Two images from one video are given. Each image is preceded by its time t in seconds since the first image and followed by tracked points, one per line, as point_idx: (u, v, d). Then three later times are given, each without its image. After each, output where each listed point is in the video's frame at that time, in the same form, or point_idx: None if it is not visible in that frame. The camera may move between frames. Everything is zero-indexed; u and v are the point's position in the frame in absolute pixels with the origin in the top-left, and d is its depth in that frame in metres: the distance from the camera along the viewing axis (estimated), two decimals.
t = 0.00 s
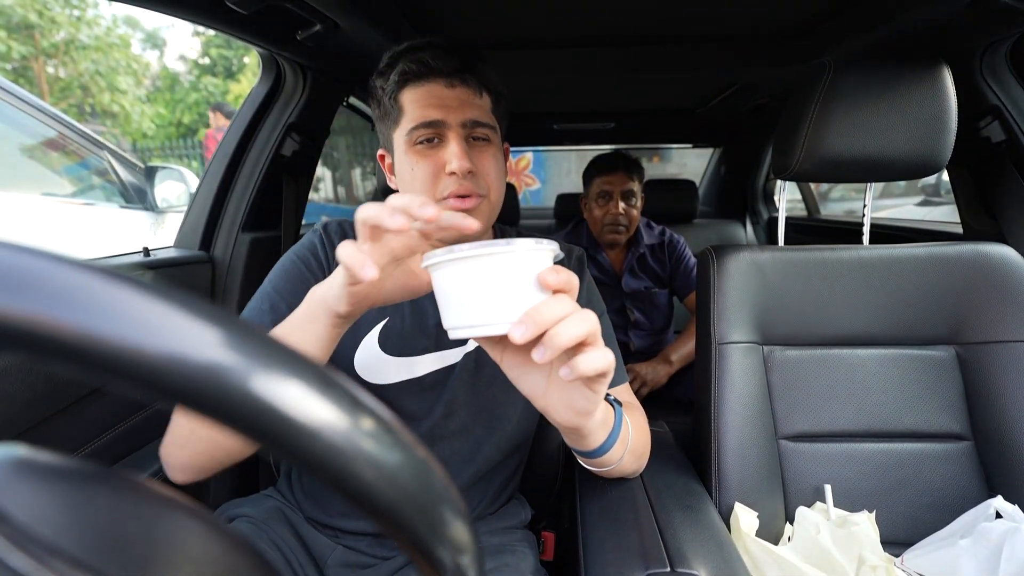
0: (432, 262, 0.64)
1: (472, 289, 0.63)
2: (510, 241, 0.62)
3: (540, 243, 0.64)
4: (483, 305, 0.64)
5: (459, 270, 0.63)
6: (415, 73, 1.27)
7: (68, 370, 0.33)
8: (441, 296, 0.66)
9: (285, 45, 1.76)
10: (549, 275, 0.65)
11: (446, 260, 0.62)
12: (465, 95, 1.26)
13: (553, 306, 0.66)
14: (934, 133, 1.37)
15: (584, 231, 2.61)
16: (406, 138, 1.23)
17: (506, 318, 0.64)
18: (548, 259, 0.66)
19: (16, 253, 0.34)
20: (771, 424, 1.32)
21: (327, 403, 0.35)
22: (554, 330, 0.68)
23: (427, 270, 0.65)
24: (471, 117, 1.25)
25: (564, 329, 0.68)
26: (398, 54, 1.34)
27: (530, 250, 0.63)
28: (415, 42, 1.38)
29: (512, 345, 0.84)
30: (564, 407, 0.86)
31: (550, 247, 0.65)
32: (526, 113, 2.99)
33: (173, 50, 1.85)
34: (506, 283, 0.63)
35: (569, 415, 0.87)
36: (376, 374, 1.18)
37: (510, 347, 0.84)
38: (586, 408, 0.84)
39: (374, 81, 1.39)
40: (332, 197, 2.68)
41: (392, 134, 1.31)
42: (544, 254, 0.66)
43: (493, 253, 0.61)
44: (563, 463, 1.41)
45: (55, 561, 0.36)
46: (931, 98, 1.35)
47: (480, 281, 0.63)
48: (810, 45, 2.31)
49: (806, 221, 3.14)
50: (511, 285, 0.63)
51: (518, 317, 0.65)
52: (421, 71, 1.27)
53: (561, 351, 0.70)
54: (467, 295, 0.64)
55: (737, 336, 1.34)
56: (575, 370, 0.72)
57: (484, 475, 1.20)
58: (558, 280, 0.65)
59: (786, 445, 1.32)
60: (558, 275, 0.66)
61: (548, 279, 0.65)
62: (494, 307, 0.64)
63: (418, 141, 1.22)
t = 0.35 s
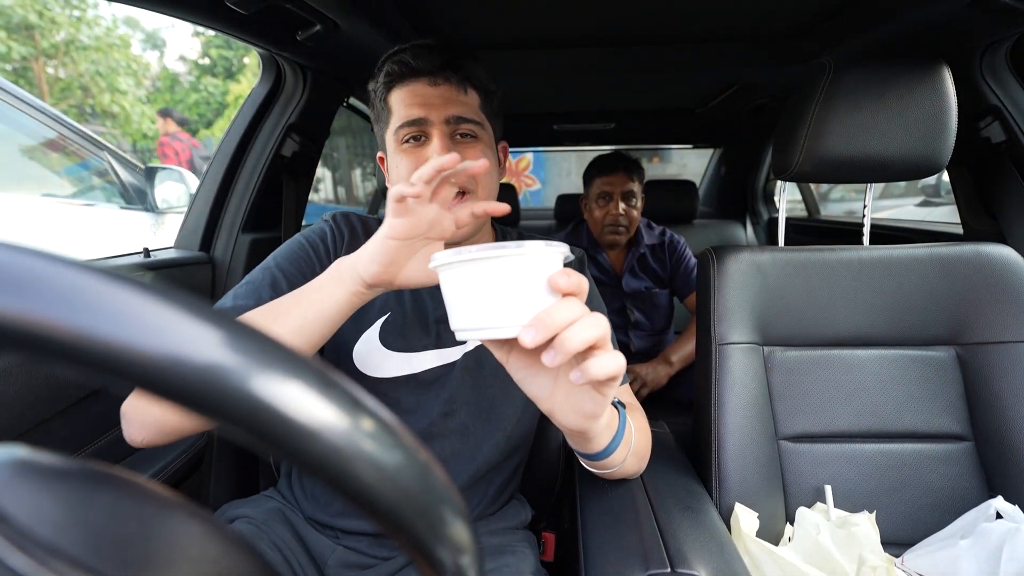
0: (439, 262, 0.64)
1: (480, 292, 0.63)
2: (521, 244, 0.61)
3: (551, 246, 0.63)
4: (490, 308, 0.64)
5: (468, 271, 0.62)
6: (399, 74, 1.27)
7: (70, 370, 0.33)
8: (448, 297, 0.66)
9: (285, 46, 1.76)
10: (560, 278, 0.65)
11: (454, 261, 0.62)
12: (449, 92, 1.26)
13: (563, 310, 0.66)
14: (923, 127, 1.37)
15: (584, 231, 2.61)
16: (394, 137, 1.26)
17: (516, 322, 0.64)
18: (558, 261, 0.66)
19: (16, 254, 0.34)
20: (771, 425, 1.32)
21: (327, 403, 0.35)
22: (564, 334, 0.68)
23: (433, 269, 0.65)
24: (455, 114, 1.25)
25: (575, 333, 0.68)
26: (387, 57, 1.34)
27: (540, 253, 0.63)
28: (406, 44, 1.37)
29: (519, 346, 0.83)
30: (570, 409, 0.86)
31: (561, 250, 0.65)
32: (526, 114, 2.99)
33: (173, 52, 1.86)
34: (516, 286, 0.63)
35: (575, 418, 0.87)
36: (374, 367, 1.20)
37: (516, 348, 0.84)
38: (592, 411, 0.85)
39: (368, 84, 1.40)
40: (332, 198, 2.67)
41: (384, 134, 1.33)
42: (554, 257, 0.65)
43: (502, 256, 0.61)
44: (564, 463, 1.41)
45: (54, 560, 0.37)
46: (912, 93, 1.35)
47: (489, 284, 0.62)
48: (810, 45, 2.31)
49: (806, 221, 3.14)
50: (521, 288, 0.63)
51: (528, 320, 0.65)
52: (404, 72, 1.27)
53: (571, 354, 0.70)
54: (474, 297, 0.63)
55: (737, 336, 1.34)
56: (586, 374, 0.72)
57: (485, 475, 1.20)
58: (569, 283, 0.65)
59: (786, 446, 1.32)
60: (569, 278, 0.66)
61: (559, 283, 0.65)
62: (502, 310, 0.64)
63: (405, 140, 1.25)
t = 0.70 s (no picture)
0: (448, 261, 0.63)
1: (491, 291, 0.63)
2: (533, 244, 0.61)
3: (562, 247, 0.64)
4: (501, 309, 0.63)
5: (479, 271, 0.62)
6: (422, 64, 1.30)
7: (70, 370, 0.33)
8: (456, 296, 0.66)
9: (285, 45, 1.76)
10: (573, 279, 0.65)
11: (465, 260, 0.61)
12: (468, 86, 1.28)
13: (574, 311, 0.67)
14: (932, 122, 1.37)
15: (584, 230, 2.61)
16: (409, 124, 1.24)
17: (528, 324, 0.64)
18: (570, 261, 0.67)
19: (16, 254, 0.34)
20: (771, 425, 1.32)
21: (327, 403, 0.35)
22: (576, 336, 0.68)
23: (442, 268, 0.64)
24: (472, 105, 1.26)
25: (586, 335, 0.69)
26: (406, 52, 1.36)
27: (551, 253, 0.63)
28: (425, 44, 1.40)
29: (526, 348, 0.83)
30: (577, 411, 0.86)
31: (570, 250, 0.65)
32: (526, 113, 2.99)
33: (173, 50, 1.84)
34: (526, 287, 0.63)
35: (582, 418, 0.87)
36: (369, 366, 1.20)
37: (523, 349, 0.84)
38: (600, 412, 0.85)
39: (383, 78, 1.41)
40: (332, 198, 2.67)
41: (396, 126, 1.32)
42: (565, 258, 0.66)
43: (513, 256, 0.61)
44: (564, 462, 1.41)
45: (54, 560, 0.36)
46: (923, 89, 1.35)
47: (500, 284, 0.62)
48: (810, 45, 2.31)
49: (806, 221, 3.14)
50: (533, 288, 0.63)
51: (540, 321, 0.65)
52: (428, 62, 1.29)
53: (582, 356, 0.71)
54: (484, 296, 0.63)
55: (738, 335, 1.34)
56: (598, 375, 0.73)
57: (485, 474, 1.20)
58: (581, 285, 0.66)
59: (786, 445, 1.32)
60: (581, 279, 0.66)
61: (572, 283, 0.65)
62: (513, 311, 0.63)
63: (420, 127, 1.23)
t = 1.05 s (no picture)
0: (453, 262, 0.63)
1: (498, 294, 0.63)
2: (541, 246, 0.61)
3: (571, 249, 0.64)
4: (507, 312, 0.63)
5: (486, 273, 0.62)
6: (403, 72, 1.28)
7: (69, 370, 0.33)
8: (463, 298, 0.66)
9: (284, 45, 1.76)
10: (582, 282, 0.66)
11: (470, 261, 0.61)
12: (454, 88, 1.27)
13: (583, 316, 0.66)
14: (931, 125, 1.37)
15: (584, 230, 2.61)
16: (401, 137, 1.24)
17: (536, 329, 0.64)
18: (579, 265, 0.67)
19: (15, 255, 0.34)
20: (771, 425, 1.32)
21: (327, 404, 0.35)
22: (585, 341, 0.68)
23: (449, 269, 0.64)
24: (462, 109, 1.25)
25: (595, 340, 0.69)
26: (386, 60, 1.34)
27: (560, 256, 0.63)
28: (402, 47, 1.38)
29: (532, 349, 0.83)
30: (583, 415, 0.86)
31: (579, 252, 0.65)
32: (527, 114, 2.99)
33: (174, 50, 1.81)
34: (534, 290, 0.63)
35: (586, 422, 0.87)
36: (369, 353, 1.20)
37: (529, 350, 0.83)
38: (605, 416, 0.85)
39: (367, 86, 1.40)
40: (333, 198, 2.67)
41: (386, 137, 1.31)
42: (574, 262, 0.66)
43: (522, 258, 0.61)
44: (564, 462, 1.41)
45: (54, 560, 0.37)
46: (914, 94, 1.35)
47: (505, 287, 0.62)
48: (810, 45, 2.31)
49: (806, 221, 3.14)
50: (541, 290, 0.63)
51: (549, 326, 0.65)
52: (409, 69, 1.28)
53: (591, 360, 0.71)
54: (490, 299, 0.63)
55: (737, 336, 1.34)
56: (607, 380, 0.73)
57: (484, 474, 1.20)
58: (591, 288, 0.66)
59: (786, 446, 1.33)
60: (590, 283, 0.66)
61: (581, 287, 0.66)
62: (518, 314, 0.63)
63: (413, 139, 1.23)
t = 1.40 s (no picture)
0: (460, 254, 0.64)
1: (506, 285, 0.63)
2: (547, 237, 0.61)
3: (579, 241, 0.64)
4: (513, 304, 0.64)
5: (495, 266, 0.62)
6: (434, 63, 1.29)
7: (67, 369, 0.33)
8: (469, 291, 0.66)
9: (285, 45, 1.76)
10: (589, 274, 0.66)
11: (476, 254, 0.62)
12: (479, 88, 1.28)
13: (592, 308, 0.66)
14: (936, 134, 1.37)
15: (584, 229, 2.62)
16: (418, 125, 1.25)
17: (543, 321, 0.64)
18: (586, 257, 0.67)
19: (13, 253, 0.34)
20: (771, 424, 1.32)
21: (327, 402, 0.35)
22: (592, 334, 0.68)
23: (455, 262, 0.64)
24: (482, 108, 1.27)
25: (603, 333, 0.68)
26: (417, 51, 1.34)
27: (567, 249, 0.63)
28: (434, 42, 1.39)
29: (538, 342, 0.83)
30: (587, 408, 0.86)
31: (587, 244, 0.65)
32: (527, 113, 3.00)
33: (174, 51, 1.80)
34: (540, 282, 0.63)
35: (591, 416, 0.87)
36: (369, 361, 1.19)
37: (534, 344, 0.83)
38: (611, 410, 0.85)
39: (394, 74, 1.40)
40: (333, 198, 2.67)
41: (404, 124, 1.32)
42: (581, 254, 0.66)
43: (530, 250, 0.61)
44: (564, 461, 1.41)
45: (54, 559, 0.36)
46: (932, 98, 1.36)
47: (511, 278, 0.62)
48: (809, 44, 2.31)
49: (806, 220, 3.14)
50: (548, 282, 0.63)
51: (557, 317, 0.65)
52: (440, 61, 1.28)
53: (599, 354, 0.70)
54: (495, 290, 0.63)
55: (738, 335, 1.34)
56: (614, 373, 0.73)
57: (484, 474, 1.20)
58: (598, 280, 0.66)
59: (786, 445, 1.33)
60: (597, 275, 0.66)
61: (589, 278, 0.66)
62: (521, 307, 0.63)
63: (428, 128, 1.24)
